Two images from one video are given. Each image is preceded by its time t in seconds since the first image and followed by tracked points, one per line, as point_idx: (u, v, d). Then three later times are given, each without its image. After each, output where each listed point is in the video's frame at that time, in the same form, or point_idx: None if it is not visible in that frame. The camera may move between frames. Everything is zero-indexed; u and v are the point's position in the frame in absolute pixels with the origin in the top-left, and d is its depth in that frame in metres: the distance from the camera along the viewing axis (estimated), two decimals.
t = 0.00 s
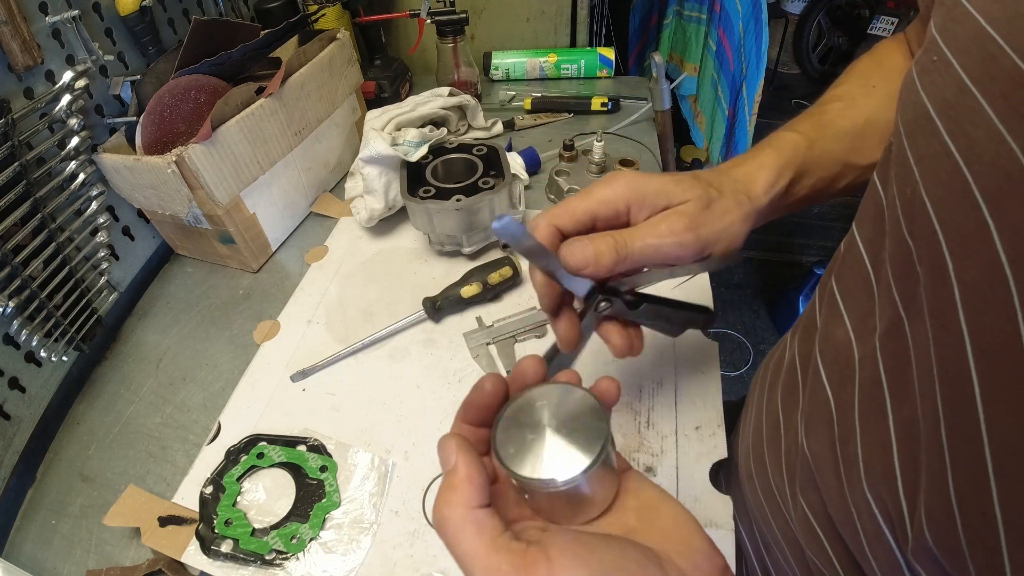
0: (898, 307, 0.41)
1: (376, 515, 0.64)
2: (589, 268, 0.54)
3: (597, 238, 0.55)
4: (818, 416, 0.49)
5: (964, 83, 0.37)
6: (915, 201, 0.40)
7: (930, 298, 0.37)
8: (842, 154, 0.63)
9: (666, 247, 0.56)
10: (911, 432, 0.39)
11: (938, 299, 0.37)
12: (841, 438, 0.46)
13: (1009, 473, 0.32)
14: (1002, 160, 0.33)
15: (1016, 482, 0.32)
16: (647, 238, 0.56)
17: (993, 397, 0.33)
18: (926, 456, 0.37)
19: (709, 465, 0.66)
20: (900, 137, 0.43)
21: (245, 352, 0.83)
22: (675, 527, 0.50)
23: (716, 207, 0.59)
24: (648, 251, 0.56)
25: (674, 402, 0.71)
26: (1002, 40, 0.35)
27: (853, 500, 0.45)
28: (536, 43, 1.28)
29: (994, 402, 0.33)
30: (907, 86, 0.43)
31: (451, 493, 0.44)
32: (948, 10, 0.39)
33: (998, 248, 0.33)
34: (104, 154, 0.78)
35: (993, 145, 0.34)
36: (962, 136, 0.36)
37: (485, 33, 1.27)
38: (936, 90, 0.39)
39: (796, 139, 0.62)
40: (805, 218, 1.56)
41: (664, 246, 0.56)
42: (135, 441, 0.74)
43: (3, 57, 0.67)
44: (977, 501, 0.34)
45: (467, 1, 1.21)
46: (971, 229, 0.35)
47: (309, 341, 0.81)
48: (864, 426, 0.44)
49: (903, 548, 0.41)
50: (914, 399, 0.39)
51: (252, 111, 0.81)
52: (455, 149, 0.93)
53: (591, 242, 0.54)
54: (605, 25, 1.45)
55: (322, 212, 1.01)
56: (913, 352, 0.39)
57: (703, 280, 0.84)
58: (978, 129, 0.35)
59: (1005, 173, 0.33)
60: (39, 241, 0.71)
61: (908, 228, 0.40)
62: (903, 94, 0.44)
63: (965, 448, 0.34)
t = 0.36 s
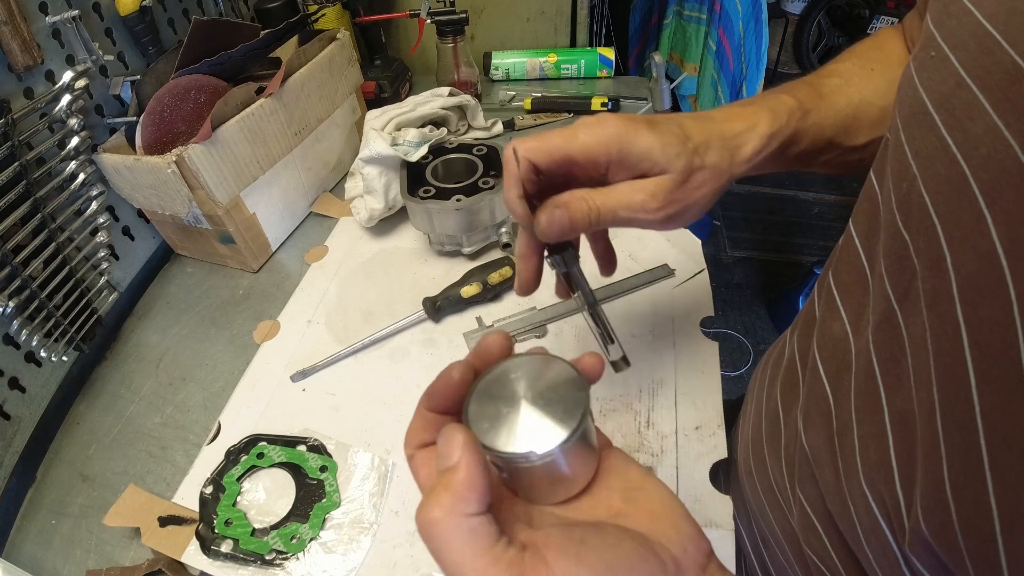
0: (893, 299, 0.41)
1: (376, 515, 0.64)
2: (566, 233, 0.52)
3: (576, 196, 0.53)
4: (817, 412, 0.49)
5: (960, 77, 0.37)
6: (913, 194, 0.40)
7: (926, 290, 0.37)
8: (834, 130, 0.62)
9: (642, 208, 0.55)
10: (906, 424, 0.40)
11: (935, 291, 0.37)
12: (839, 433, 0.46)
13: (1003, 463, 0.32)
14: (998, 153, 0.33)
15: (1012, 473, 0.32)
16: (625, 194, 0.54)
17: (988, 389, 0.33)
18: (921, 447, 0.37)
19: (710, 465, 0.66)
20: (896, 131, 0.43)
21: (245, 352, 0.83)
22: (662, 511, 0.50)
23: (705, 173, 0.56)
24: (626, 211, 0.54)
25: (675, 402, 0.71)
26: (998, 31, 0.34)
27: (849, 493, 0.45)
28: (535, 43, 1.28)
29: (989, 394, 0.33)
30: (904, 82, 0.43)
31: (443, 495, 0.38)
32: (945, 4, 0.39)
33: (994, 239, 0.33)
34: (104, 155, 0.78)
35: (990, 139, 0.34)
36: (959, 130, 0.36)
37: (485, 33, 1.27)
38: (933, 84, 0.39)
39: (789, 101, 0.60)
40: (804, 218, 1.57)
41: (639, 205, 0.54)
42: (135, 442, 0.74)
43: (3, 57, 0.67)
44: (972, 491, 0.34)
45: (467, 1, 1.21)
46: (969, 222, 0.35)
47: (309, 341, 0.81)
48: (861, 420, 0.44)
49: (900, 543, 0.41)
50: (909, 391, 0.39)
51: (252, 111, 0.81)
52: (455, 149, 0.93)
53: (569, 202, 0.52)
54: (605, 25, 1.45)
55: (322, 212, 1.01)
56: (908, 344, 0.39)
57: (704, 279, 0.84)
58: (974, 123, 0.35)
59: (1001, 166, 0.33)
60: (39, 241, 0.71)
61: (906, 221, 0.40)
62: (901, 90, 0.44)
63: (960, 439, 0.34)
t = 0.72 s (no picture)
0: (895, 305, 0.41)
1: (376, 515, 0.64)
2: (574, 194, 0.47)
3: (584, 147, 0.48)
4: (819, 416, 0.49)
5: (970, 81, 0.37)
6: (920, 200, 0.40)
7: (934, 296, 0.38)
8: (814, 104, 0.61)
9: (666, 152, 0.50)
10: (909, 431, 0.40)
11: (944, 297, 0.37)
12: (842, 438, 0.46)
13: (1012, 471, 0.32)
14: (1010, 159, 0.33)
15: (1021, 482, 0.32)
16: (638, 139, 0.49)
17: (999, 396, 0.33)
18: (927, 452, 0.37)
19: (709, 465, 0.66)
20: (903, 135, 0.43)
21: (244, 352, 0.83)
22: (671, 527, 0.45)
23: (709, 122, 0.53)
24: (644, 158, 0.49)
25: (675, 402, 0.71)
26: (1009, 38, 0.35)
27: (852, 498, 0.45)
28: (535, 43, 1.28)
29: (1000, 402, 0.33)
30: (912, 85, 0.44)
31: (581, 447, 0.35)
32: (953, 7, 0.40)
33: (1006, 247, 0.33)
34: (104, 155, 0.78)
35: (1002, 144, 0.34)
36: (969, 135, 0.36)
37: (485, 33, 1.27)
38: (942, 88, 0.39)
39: (775, 70, 0.59)
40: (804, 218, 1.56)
41: (660, 148, 0.50)
42: (134, 442, 0.74)
43: (3, 57, 0.67)
44: (978, 498, 0.34)
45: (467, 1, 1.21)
46: (980, 229, 0.35)
47: (308, 341, 0.81)
48: (863, 424, 0.44)
49: (903, 550, 0.41)
50: (912, 395, 0.39)
51: (252, 110, 0.81)
52: (455, 149, 0.93)
53: (576, 158, 0.46)
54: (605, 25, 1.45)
55: (322, 212, 1.01)
56: (912, 349, 0.39)
57: (703, 280, 0.84)
58: (985, 127, 0.35)
59: (1013, 172, 0.33)
60: (39, 241, 0.71)
61: (911, 227, 0.40)
62: (908, 92, 0.44)
63: (968, 446, 0.34)
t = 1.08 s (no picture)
0: (908, 317, 0.41)
1: (376, 515, 0.64)
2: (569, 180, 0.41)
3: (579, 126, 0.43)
4: (828, 423, 0.49)
5: (984, 89, 0.37)
6: (933, 210, 0.40)
7: (947, 308, 0.38)
8: (819, 106, 0.61)
9: (665, 138, 0.47)
10: (921, 443, 0.40)
11: (959, 309, 0.37)
12: (851, 446, 0.46)
13: None
14: None
15: None
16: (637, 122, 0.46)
17: (1013, 408, 0.33)
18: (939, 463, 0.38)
19: (710, 465, 0.66)
20: (914, 142, 0.43)
21: (245, 352, 0.83)
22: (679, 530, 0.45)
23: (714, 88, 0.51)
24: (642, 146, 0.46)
25: (675, 402, 0.71)
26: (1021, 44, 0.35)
27: (861, 506, 0.45)
28: (535, 43, 1.28)
29: (1015, 415, 0.33)
30: (923, 90, 0.44)
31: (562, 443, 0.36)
32: (964, 12, 0.40)
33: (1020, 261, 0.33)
34: (104, 155, 0.78)
35: (1017, 153, 0.34)
36: (983, 144, 0.36)
37: (485, 33, 1.27)
38: (954, 94, 0.39)
39: (776, 71, 0.58)
40: (804, 218, 1.56)
41: (662, 133, 0.47)
42: (134, 441, 0.74)
43: (3, 57, 0.67)
44: (990, 510, 0.34)
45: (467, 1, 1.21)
46: (994, 241, 0.35)
47: (308, 341, 0.81)
48: (874, 433, 0.44)
49: (913, 559, 0.41)
50: (923, 405, 0.39)
51: (252, 111, 0.81)
52: (455, 149, 0.93)
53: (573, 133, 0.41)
54: (605, 25, 1.45)
55: (322, 212, 1.01)
56: (924, 360, 0.39)
57: (703, 280, 0.84)
58: (999, 137, 0.35)
59: None
60: (39, 241, 0.71)
61: (924, 237, 0.40)
62: (919, 98, 0.44)
63: (981, 459, 0.35)
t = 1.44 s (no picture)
0: (918, 322, 0.41)
1: (376, 515, 0.64)
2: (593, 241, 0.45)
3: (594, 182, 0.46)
4: (832, 425, 0.49)
5: (998, 93, 0.37)
6: (943, 214, 0.40)
7: (958, 312, 0.38)
8: (831, 101, 0.60)
9: (694, 189, 0.45)
10: (930, 448, 0.40)
11: (969, 315, 0.37)
12: (858, 449, 0.46)
13: None
14: None
15: None
16: (655, 177, 0.44)
17: None
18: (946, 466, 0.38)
19: (710, 464, 0.66)
20: (921, 145, 0.43)
21: (245, 352, 0.83)
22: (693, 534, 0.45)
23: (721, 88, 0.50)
24: (665, 198, 0.45)
25: (675, 402, 0.71)
26: None
27: (866, 509, 0.45)
28: (535, 43, 1.28)
29: None
30: (932, 92, 0.44)
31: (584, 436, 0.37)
32: (975, 15, 0.40)
33: None
34: (104, 155, 0.78)
35: None
36: (995, 148, 0.36)
37: (485, 33, 1.27)
38: (966, 96, 0.39)
39: (796, 64, 0.57)
40: (804, 218, 1.56)
41: (688, 183, 0.45)
42: (134, 441, 0.74)
43: (3, 57, 0.67)
44: (1001, 515, 0.34)
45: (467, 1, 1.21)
46: (1006, 246, 0.35)
47: (308, 341, 0.81)
48: (881, 436, 0.44)
49: (920, 563, 0.41)
50: (933, 410, 0.39)
51: (252, 111, 0.81)
52: (454, 149, 0.93)
53: (587, 195, 0.44)
54: (605, 25, 1.46)
55: (322, 212, 1.01)
56: (933, 365, 0.39)
57: (704, 280, 0.84)
58: (1012, 141, 0.35)
59: None
60: (39, 241, 0.71)
61: (934, 240, 0.40)
62: (927, 99, 0.44)
63: (991, 465, 0.35)
